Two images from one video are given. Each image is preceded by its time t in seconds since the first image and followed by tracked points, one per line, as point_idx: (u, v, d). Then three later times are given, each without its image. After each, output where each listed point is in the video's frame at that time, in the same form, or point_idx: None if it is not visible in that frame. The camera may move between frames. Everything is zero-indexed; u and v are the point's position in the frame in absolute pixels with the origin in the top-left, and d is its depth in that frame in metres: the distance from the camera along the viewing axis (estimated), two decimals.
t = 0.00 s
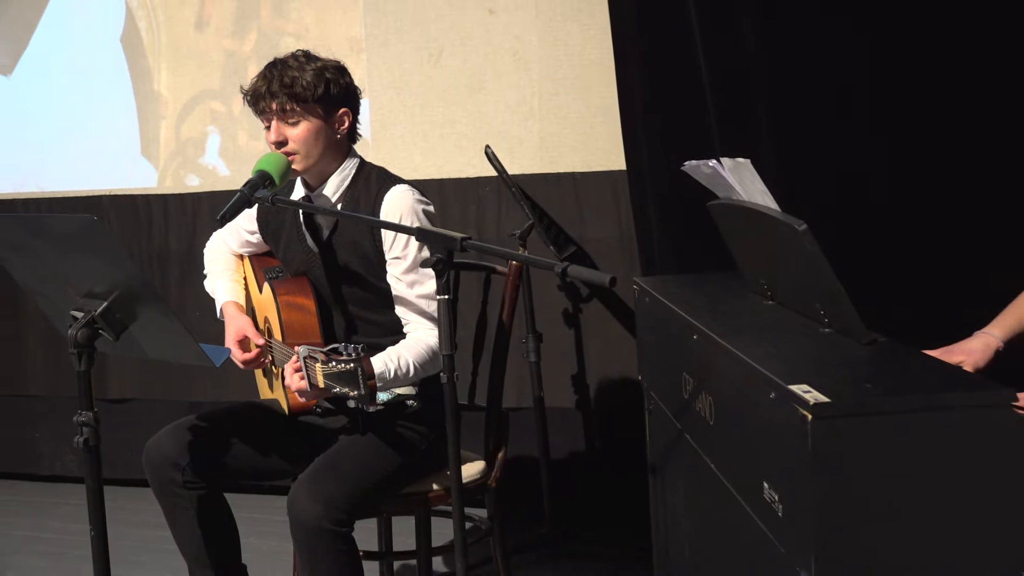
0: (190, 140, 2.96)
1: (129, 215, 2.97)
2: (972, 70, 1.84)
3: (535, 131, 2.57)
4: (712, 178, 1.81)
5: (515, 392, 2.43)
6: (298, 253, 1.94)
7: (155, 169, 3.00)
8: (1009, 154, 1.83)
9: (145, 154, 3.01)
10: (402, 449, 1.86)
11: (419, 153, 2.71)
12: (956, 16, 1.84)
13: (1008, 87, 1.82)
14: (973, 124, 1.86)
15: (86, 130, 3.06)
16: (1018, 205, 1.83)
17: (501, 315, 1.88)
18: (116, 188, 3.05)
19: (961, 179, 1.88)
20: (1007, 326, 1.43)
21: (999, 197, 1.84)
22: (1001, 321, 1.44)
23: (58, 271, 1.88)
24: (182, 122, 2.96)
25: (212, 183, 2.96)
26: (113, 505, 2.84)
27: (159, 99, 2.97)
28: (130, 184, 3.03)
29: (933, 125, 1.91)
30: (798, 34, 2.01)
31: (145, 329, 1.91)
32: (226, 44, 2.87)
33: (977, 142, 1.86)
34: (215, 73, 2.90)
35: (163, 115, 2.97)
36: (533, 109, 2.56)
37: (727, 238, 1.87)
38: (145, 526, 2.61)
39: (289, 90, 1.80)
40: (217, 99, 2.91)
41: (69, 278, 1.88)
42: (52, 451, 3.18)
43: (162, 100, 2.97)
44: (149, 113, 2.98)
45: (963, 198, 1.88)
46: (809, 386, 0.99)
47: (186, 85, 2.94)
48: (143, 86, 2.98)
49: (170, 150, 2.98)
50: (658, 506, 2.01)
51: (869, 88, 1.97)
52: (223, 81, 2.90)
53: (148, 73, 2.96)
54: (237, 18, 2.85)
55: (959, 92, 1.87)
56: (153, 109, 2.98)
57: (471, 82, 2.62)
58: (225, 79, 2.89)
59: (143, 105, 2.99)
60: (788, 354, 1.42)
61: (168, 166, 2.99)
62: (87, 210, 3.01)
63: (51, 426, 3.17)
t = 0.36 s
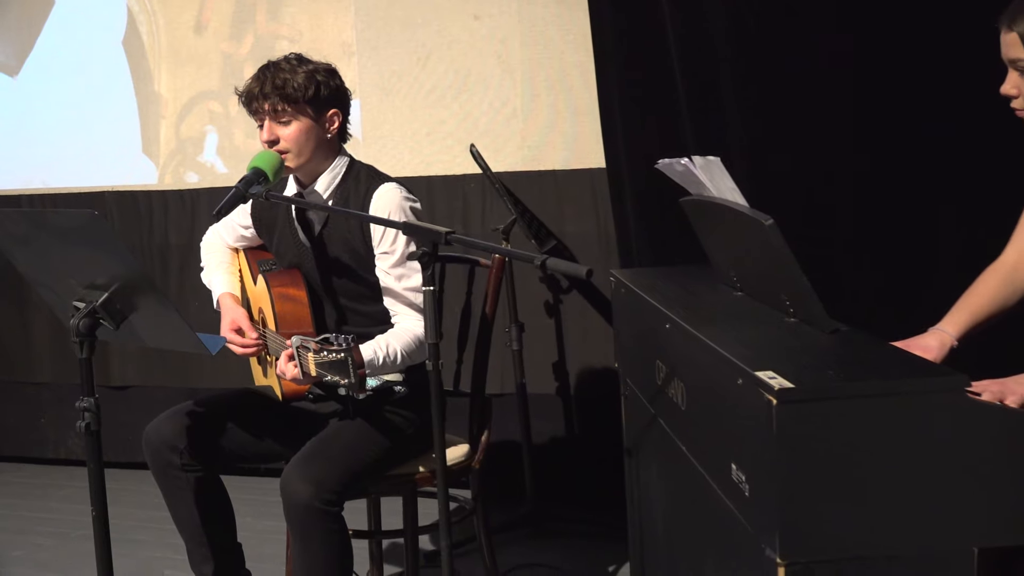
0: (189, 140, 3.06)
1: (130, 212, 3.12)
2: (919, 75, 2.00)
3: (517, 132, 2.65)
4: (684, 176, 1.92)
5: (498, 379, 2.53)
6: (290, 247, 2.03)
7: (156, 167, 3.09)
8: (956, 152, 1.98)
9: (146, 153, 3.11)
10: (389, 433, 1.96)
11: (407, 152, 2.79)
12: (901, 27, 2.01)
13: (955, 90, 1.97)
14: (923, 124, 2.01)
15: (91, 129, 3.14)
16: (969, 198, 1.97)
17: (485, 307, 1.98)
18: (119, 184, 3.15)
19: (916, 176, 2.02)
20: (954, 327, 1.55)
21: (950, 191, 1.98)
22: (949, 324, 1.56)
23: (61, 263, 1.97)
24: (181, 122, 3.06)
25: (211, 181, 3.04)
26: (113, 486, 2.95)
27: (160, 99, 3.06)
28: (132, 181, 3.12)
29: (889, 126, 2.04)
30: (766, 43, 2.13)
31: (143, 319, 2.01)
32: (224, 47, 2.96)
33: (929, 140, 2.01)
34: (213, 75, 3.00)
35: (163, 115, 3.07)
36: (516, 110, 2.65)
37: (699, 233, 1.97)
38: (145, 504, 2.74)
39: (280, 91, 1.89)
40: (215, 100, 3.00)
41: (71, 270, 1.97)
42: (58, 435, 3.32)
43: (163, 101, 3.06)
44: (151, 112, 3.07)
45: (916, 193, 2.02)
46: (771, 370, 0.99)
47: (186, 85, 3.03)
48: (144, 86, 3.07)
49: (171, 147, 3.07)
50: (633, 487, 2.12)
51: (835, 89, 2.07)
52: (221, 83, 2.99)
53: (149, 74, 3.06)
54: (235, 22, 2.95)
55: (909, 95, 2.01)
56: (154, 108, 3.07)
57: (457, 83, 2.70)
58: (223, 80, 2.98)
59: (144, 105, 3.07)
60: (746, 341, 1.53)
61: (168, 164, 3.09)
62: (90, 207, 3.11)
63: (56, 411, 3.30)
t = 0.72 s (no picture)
0: (184, 147, 3.21)
1: (128, 213, 3.19)
2: (885, 81, 2.09)
3: (496, 138, 2.79)
4: (655, 179, 2.02)
5: (479, 373, 2.65)
6: (280, 248, 2.12)
7: (152, 172, 3.24)
8: (916, 157, 2.08)
9: (143, 159, 3.25)
10: (375, 426, 2.06)
11: (392, 158, 2.96)
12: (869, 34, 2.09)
13: (914, 97, 2.07)
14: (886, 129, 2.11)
15: (90, 136, 3.30)
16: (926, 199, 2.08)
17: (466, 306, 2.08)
18: (117, 188, 3.30)
19: (877, 180, 2.13)
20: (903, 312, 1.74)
21: (909, 193, 2.10)
22: (898, 314, 1.73)
23: (61, 265, 2.06)
24: (177, 129, 3.21)
25: (205, 186, 3.19)
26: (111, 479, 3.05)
27: (156, 108, 3.21)
28: (130, 186, 3.27)
29: (852, 132, 2.13)
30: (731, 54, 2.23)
31: (140, 318, 2.10)
32: (218, 58, 3.10)
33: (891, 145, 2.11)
34: (206, 85, 3.14)
35: (159, 123, 3.22)
36: (496, 117, 2.79)
37: (669, 235, 2.08)
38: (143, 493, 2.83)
39: (269, 101, 1.98)
40: (208, 109, 3.15)
41: (71, 272, 2.06)
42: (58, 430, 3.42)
43: (159, 109, 3.21)
44: (147, 120, 3.23)
45: (878, 195, 2.13)
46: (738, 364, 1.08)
47: (181, 95, 3.18)
48: (141, 96, 3.22)
49: (166, 154, 3.23)
50: (609, 475, 2.21)
51: (796, 96, 2.18)
52: (213, 92, 3.14)
53: (145, 84, 3.21)
54: (227, 35, 3.08)
55: (874, 102, 2.11)
56: (150, 116, 3.22)
57: (438, 92, 2.85)
58: (216, 89, 3.13)
59: (142, 114, 3.23)
60: (705, 335, 1.64)
61: (164, 170, 3.23)
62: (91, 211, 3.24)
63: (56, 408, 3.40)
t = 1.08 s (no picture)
0: (184, 157, 3.38)
1: (132, 219, 3.37)
2: (841, 99, 2.24)
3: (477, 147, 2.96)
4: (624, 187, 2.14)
5: (462, 369, 2.82)
6: (273, 252, 2.27)
7: (153, 180, 3.42)
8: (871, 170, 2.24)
9: (145, 168, 3.42)
10: (362, 418, 2.20)
11: (380, 168, 3.11)
12: (821, 57, 2.25)
13: (862, 110, 2.23)
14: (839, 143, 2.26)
15: (93, 147, 3.46)
16: (878, 207, 2.24)
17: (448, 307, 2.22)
18: (120, 195, 3.46)
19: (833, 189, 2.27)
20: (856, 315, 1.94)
21: (859, 200, 2.25)
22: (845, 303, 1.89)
23: (67, 268, 2.20)
24: (177, 139, 3.38)
25: (203, 193, 3.37)
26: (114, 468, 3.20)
27: (157, 121, 3.39)
28: (131, 193, 3.44)
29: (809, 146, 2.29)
30: (695, 73, 2.39)
31: (141, 317, 2.24)
32: (216, 74, 3.28)
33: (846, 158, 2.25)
34: (205, 99, 3.32)
35: (160, 134, 3.40)
36: (476, 129, 2.96)
37: (638, 238, 2.21)
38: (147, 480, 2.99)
39: (262, 115, 2.12)
40: (207, 121, 3.32)
41: (76, 275, 2.20)
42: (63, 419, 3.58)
43: (160, 122, 3.39)
44: (148, 132, 3.40)
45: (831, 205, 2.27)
46: (700, 358, 1.23)
47: (181, 109, 3.36)
48: (143, 109, 3.39)
49: (166, 164, 3.40)
50: (583, 463, 2.35)
51: (755, 109, 2.34)
52: (213, 106, 3.31)
53: (146, 98, 3.38)
54: (224, 52, 3.26)
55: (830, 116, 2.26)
56: (151, 127, 3.40)
57: (422, 105, 3.02)
58: (214, 102, 3.31)
59: (144, 126, 3.40)
60: (664, 328, 1.79)
61: (164, 178, 3.41)
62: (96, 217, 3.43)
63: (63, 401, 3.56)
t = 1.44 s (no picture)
0: (185, 163, 3.57)
1: (138, 221, 3.58)
2: (796, 115, 2.39)
3: (460, 155, 3.16)
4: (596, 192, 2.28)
5: (445, 361, 3.03)
6: (269, 253, 2.42)
7: (157, 185, 3.60)
8: (823, 185, 2.35)
9: (150, 174, 3.61)
10: (351, 409, 2.36)
11: (369, 174, 3.31)
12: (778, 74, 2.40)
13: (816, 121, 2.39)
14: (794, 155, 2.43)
15: (99, 154, 3.66)
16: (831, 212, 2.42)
17: (433, 304, 2.39)
18: (125, 199, 3.65)
19: (788, 199, 2.42)
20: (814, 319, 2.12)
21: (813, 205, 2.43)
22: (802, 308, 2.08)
23: (75, 267, 2.34)
24: (180, 146, 3.56)
25: (204, 197, 3.55)
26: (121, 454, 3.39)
27: (160, 129, 3.57)
28: (137, 198, 3.62)
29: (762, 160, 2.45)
30: (663, 84, 2.55)
31: (144, 313, 2.38)
32: (215, 85, 3.46)
33: (803, 168, 2.39)
34: (206, 109, 3.50)
35: (163, 142, 3.58)
36: (459, 138, 3.16)
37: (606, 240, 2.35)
38: (150, 466, 3.20)
39: (258, 123, 2.26)
40: (208, 130, 3.51)
41: (84, 273, 2.35)
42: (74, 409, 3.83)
43: (163, 130, 3.57)
44: (152, 140, 3.59)
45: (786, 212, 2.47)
46: (667, 352, 1.32)
47: (183, 118, 3.54)
48: (146, 119, 3.57)
49: (170, 170, 3.59)
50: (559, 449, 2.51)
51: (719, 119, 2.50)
52: (213, 115, 3.50)
53: (150, 108, 3.56)
54: (223, 65, 3.44)
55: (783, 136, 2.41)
56: (155, 136, 3.58)
57: (409, 115, 3.22)
58: (215, 112, 3.49)
59: (148, 135, 3.59)
60: (627, 319, 1.94)
61: (168, 183, 3.59)
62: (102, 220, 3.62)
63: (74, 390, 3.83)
